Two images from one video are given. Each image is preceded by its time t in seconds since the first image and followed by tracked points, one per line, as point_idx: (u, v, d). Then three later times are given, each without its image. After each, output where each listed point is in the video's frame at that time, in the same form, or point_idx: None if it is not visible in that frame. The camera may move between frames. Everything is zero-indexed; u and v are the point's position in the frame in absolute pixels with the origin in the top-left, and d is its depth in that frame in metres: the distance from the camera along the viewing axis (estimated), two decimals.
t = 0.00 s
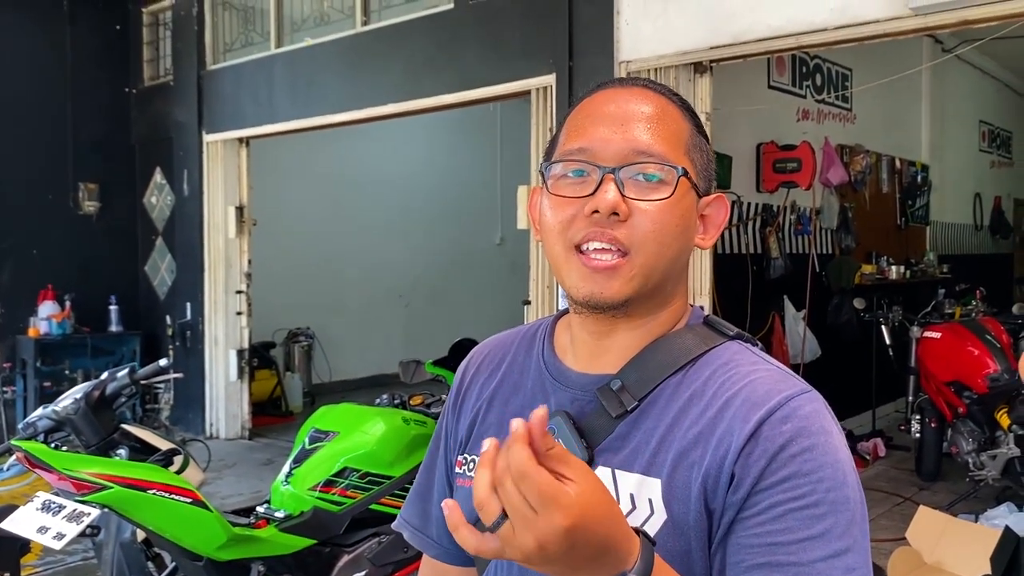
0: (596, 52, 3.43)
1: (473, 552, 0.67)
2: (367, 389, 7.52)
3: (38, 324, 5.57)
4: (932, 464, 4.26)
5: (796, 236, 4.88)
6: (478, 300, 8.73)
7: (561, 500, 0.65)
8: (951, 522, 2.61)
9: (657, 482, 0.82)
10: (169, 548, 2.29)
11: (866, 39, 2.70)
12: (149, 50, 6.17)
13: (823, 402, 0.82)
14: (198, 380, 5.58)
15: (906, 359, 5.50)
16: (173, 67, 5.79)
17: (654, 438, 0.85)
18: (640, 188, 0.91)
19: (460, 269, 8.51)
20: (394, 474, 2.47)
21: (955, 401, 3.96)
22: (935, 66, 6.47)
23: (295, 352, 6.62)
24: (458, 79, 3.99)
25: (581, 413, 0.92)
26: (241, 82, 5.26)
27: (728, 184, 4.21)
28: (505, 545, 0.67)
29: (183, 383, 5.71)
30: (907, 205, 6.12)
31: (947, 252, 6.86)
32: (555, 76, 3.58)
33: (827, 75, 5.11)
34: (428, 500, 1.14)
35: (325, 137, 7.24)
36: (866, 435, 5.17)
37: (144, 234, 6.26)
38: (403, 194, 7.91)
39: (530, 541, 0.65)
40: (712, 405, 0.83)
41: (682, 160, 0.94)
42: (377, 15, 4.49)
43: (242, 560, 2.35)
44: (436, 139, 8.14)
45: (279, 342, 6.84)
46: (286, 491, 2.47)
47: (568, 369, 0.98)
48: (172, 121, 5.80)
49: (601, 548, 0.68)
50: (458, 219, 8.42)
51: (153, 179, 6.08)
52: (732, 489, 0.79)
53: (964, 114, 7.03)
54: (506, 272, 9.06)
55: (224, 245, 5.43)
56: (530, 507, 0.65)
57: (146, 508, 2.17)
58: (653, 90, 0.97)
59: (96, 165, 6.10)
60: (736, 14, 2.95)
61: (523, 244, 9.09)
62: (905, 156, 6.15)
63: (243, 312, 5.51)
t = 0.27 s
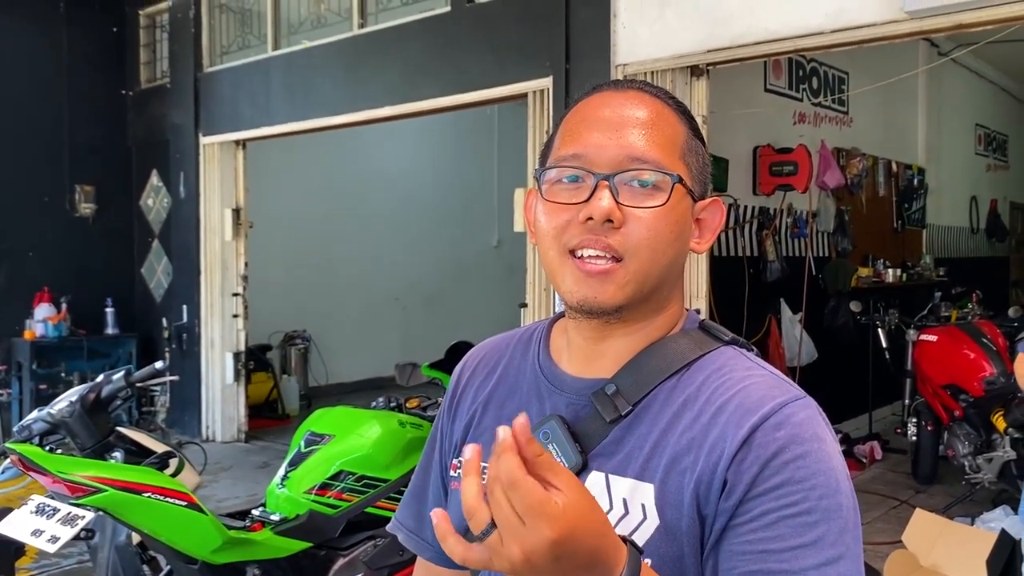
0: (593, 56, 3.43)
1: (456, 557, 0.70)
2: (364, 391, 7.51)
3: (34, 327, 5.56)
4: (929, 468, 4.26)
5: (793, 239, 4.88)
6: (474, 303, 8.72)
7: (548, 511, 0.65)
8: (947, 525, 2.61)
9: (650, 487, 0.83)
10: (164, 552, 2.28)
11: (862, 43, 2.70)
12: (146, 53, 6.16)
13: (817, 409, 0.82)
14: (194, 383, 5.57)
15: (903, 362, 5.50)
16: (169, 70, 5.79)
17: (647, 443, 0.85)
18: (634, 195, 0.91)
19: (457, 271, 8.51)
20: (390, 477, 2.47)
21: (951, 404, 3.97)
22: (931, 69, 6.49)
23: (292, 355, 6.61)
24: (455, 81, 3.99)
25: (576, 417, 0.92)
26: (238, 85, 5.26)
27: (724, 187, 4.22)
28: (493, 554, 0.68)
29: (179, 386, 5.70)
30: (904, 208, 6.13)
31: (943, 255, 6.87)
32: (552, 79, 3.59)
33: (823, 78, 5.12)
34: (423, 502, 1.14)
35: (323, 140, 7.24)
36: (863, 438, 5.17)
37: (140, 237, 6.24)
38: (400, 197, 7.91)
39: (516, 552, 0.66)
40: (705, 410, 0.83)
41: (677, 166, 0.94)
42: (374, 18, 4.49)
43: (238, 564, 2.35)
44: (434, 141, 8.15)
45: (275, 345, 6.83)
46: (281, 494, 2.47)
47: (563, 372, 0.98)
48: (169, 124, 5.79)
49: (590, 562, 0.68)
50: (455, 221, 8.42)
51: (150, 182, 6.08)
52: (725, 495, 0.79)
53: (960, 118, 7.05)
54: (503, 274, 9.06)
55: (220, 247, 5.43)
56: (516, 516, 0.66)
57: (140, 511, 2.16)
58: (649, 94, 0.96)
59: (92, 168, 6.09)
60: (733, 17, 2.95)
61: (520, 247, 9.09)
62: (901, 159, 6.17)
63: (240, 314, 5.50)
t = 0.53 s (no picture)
0: (590, 59, 3.43)
1: None
2: (360, 395, 7.50)
3: (29, 329, 5.53)
4: (925, 471, 4.26)
5: (789, 242, 4.88)
6: (471, 306, 8.72)
7: (512, 546, 0.69)
8: (944, 530, 2.61)
9: (639, 485, 0.82)
10: (159, 555, 2.27)
11: (859, 46, 2.71)
12: (142, 55, 6.16)
13: (805, 403, 0.82)
14: (190, 386, 5.55)
15: (899, 365, 5.51)
16: (166, 72, 5.79)
17: (637, 441, 0.84)
18: (615, 196, 0.91)
19: (453, 274, 8.50)
20: (386, 481, 2.46)
21: (948, 407, 3.97)
22: (927, 73, 6.50)
23: (288, 358, 6.60)
24: (452, 84, 3.99)
25: (567, 416, 0.91)
26: (234, 87, 5.25)
27: (721, 190, 4.22)
28: None
29: (175, 389, 5.69)
30: (900, 211, 6.14)
31: (939, 259, 6.88)
32: (549, 82, 3.59)
33: (819, 82, 5.13)
34: (421, 508, 1.14)
35: (319, 142, 7.23)
36: (859, 442, 5.17)
37: (136, 239, 6.23)
38: (396, 200, 7.91)
39: None
40: (693, 408, 0.83)
41: (658, 166, 0.93)
42: (371, 20, 4.48)
43: (233, 568, 2.33)
44: (430, 144, 8.14)
45: (271, 347, 6.81)
46: (277, 498, 2.46)
47: (554, 374, 0.98)
48: (165, 126, 5.78)
49: None
50: (451, 224, 8.41)
51: (146, 184, 6.07)
52: (715, 494, 0.78)
53: (956, 122, 7.07)
54: (499, 278, 9.05)
55: (216, 250, 5.41)
56: (482, 549, 0.70)
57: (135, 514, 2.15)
58: (629, 96, 0.96)
59: (87, 170, 6.08)
60: (730, 20, 2.95)
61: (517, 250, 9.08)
62: (897, 163, 6.18)
63: (236, 317, 5.48)
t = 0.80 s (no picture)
0: (587, 60, 3.43)
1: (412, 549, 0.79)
2: (357, 397, 7.49)
3: (26, 331, 5.52)
4: (923, 473, 4.25)
5: (787, 244, 4.88)
6: (469, 308, 8.71)
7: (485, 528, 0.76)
8: (942, 532, 2.61)
9: (615, 479, 0.82)
10: (154, 557, 2.26)
11: (857, 48, 2.71)
12: (140, 56, 6.15)
13: (782, 397, 0.80)
14: (187, 388, 5.54)
15: (897, 368, 5.50)
16: (164, 73, 5.78)
17: (615, 436, 0.84)
18: (581, 198, 0.91)
19: (451, 276, 8.49)
20: (383, 482, 2.46)
21: (946, 409, 3.96)
22: (924, 76, 6.51)
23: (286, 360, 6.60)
24: (449, 86, 3.98)
25: (552, 414, 0.91)
26: (232, 88, 5.25)
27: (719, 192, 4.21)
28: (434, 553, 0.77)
29: (172, 391, 5.67)
30: (898, 214, 6.15)
31: (937, 261, 6.88)
32: (546, 83, 3.58)
33: (817, 84, 5.13)
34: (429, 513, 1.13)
35: (316, 144, 7.23)
36: (857, 444, 5.16)
37: (133, 241, 6.21)
38: (394, 202, 7.90)
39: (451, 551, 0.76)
40: (667, 402, 0.82)
41: (623, 165, 0.92)
42: (369, 22, 4.48)
43: (228, 570, 2.33)
44: (428, 146, 8.14)
45: (269, 349, 6.80)
46: (273, 499, 2.44)
47: (542, 373, 0.98)
48: (163, 128, 5.77)
49: None
50: (449, 226, 8.41)
51: (143, 186, 6.06)
52: (686, 488, 0.78)
53: (953, 124, 7.08)
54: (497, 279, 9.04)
55: (214, 251, 5.41)
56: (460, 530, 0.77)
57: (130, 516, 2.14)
58: (592, 95, 0.95)
59: (85, 171, 6.07)
60: (728, 21, 2.95)
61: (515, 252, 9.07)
62: (896, 165, 6.19)
63: (233, 319, 5.46)
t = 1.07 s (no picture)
0: (587, 65, 3.44)
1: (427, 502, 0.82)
2: (357, 401, 7.48)
3: (25, 335, 5.51)
4: (923, 478, 4.26)
5: (786, 249, 4.89)
6: (468, 312, 8.71)
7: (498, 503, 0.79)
8: (943, 537, 2.62)
9: (613, 484, 0.82)
10: (155, 562, 2.26)
11: (856, 53, 2.72)
12: (140, 60, 6.16)
13: (782, 405, 0.80)
14: (186, 392, 5.54)
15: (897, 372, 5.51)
16: (164, 77, 5.79)
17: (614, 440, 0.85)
18: (592, 200, 0.91)
19: (451, 280, 8.49)
20: (383, 488, 2.45)
21: (946, 414, 3.97)
22: (924, 80, 6.52)
23: (285, 364, 6.59)
24: (449, 90, 3.99)
25: (555, 419, 0.91)
26: (232, 92, 5.25)
27: (718, 198, 4.23)
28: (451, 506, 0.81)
29: (172, 395, 5.67)
30: (897, 218, 6.16)
31: (936, 266, 6.89)
32: (546, 88, 3.59)
33: (816, 89, 5.14)
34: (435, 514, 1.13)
35: (316, 148, 7.23)
36: (857, 448, 5.16)
37: (133, 244, 6.22)
38: (393, 206, 7.91)
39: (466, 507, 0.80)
40: (666, 406, 0.83)
41: (634, 168, 0.92)
42: (369, 26, 4.49)
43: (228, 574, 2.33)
44: (427, 150, 8.15)
45: (268, 353, 6.80)
46: (274, 504, 2.44)
47: (547, 378, 0.98)
48: (163, 132, 5.78)
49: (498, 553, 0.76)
50: (448, 230, 8.41)
51: (143, 190, 6.06)
52: (678, 488, 0.78)
53: (952, 128, 7.09)
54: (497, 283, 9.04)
55: (214, 255, 5.41)
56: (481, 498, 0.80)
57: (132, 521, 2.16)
58: (606, 99, 0.96)
59: (85, 175, 6.07)
60: (729, 27, 2.96)
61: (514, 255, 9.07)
62: (895, 170, 6.20)
63: (233, 323, 5.47)
